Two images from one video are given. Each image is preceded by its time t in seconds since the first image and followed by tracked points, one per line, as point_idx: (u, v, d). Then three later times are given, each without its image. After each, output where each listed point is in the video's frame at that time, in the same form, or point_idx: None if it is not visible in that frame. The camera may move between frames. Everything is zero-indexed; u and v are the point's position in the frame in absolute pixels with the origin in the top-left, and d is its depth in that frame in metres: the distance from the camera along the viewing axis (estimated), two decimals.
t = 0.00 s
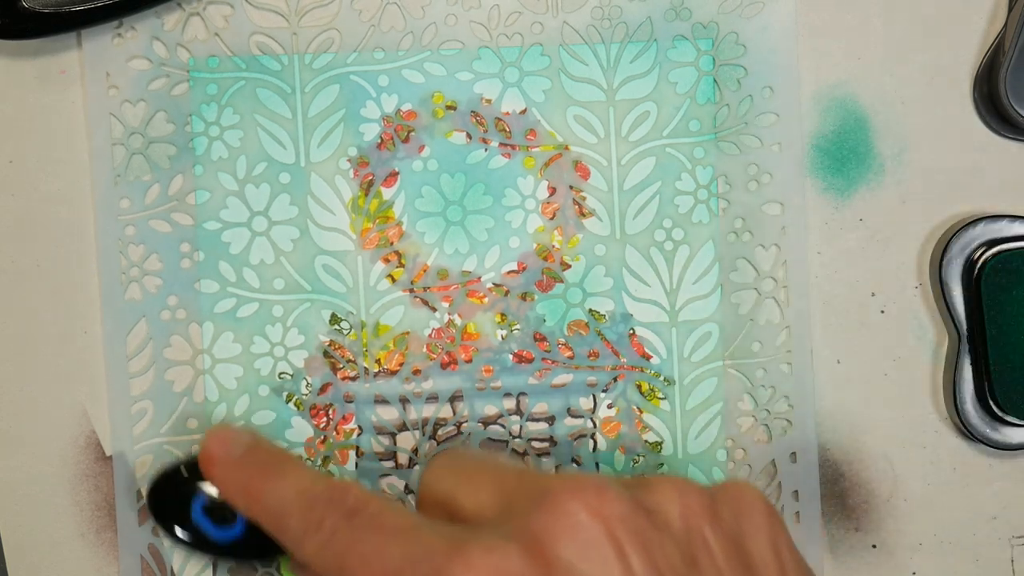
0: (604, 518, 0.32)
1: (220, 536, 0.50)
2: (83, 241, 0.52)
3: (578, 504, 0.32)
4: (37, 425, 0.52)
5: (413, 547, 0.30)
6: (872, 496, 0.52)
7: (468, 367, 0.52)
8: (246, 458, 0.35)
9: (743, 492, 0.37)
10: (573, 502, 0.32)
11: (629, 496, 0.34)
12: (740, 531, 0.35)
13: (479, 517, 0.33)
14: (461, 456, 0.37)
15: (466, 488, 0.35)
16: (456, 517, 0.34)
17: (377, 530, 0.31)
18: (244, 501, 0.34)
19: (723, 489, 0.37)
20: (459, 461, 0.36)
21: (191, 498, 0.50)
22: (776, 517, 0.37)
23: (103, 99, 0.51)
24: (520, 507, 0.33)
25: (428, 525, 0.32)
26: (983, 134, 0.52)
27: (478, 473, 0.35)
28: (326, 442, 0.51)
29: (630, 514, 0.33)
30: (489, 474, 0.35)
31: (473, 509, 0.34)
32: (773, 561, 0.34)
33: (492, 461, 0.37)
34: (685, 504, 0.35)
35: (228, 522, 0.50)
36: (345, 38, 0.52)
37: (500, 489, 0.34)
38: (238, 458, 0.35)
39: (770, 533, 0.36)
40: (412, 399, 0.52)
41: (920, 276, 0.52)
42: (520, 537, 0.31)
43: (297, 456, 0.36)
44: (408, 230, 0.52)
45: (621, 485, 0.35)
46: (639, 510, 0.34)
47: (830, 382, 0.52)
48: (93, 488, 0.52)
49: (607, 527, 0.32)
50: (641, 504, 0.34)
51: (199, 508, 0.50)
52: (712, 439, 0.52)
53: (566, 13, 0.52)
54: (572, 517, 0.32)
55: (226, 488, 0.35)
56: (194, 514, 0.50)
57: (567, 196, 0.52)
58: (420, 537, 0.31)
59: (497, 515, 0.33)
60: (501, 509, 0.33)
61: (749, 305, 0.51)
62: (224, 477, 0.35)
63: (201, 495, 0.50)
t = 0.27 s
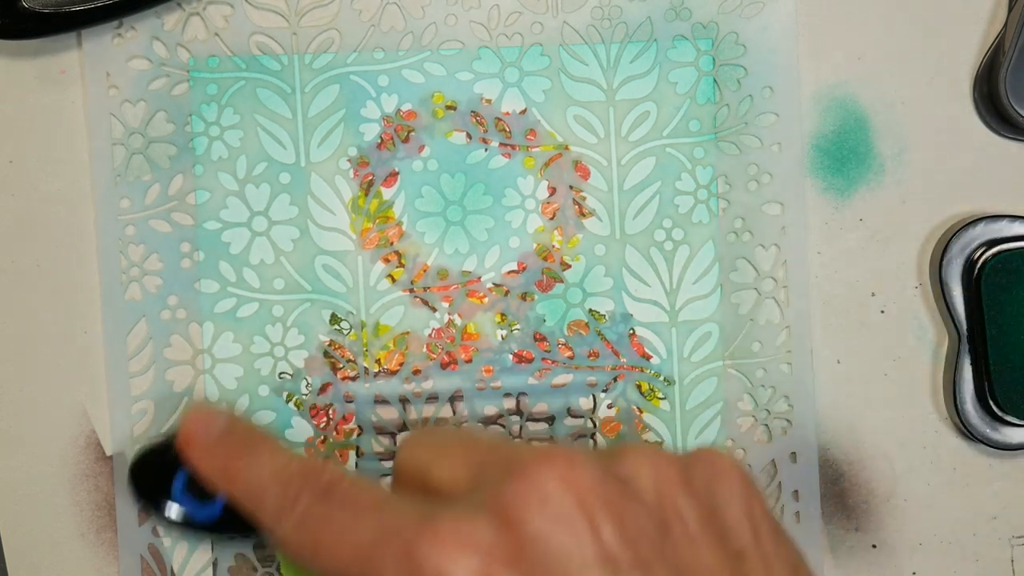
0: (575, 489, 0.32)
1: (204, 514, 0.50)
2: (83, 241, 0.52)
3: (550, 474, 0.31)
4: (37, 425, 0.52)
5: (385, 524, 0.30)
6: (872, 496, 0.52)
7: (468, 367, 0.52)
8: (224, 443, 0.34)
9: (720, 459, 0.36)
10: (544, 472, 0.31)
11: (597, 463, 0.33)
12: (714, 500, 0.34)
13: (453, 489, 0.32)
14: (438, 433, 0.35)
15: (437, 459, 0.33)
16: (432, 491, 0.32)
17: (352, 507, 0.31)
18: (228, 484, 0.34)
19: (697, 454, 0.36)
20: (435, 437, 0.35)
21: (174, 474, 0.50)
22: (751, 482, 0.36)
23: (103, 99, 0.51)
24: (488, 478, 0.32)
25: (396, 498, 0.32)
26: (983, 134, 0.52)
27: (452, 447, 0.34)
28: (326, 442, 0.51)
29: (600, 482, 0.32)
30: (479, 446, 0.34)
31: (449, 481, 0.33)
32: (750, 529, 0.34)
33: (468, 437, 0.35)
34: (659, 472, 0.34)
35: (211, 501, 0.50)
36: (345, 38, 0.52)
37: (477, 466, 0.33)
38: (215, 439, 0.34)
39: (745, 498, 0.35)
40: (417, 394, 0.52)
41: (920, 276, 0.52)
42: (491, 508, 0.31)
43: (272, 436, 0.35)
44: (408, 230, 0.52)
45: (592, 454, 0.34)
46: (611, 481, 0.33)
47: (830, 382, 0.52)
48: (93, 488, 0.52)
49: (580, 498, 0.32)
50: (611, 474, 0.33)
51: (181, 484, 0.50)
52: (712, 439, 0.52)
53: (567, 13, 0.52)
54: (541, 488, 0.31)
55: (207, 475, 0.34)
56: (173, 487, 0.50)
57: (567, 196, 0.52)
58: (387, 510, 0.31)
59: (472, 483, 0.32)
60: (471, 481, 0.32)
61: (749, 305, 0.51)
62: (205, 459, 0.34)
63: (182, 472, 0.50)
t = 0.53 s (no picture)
0: (549, 504, 0.30)
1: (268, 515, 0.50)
2: (84, 241, 0.52)
3: (519, 489, 0.30)
4: (38, 425, 0.52)
5: (364, 546, 0.29)
6: (872, 496, 0.52)
7: (468, 366, 0.52)
8: (210, 463, 0.36)
9: (693, 470, 0.35)
10: (516, 489, 0.30)
11: (577, 482, 0.32)
12: (695, 509, 0.33)
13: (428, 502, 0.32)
14: (421, 449, 0.35)
15: (421, 478, 0.33)
16: (412, 509, 0.33)
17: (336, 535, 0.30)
18: (207, 509, 0.35)
19: (674, 466, 0.35)
20: (417, 453, 0.35)
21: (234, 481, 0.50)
22: (731, 488, 0.35)
23: (103, 99, 0.51)
24: (465, 499, 0.31)
25: (379, 524, 0.30)
26: (983, 134, 0.52)
27: (443, 463, 0.34)
28: (326, 442, 0.52)
29: (575, 497, 0.31)
30: (456, 470, 0.33)
31: (427, 497, 0.33)
32: (728, 536, 0.33)
33: (458, 454, 0.35)
34: (635, 484, 0.33)
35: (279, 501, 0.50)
36: (345, 38, 0.52)
37: (452, 482, 0.33)
38: (197, 466, 0.36)
39: (726, 508, 0.34)
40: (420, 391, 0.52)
41: (920, 276, 0.52)
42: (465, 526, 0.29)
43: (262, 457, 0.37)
44: (408, 230, 0.52)
45: (565, 467, 0.33)
46: (587, 493, 0.31)
47: (830, 382, 0.52)
48: (93, 488, 0.52)
49: (552, 513, 0.30)
50: (586, 487, 0.32)
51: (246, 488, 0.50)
52: (712, 439, 0.52)
53: (566, 13, 0.52)
54: (516, 505, 0.30)
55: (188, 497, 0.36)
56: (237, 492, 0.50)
57: (567, 196, 0.52)
58: (367, 534, 0.30)
59: (448, 501, 0.32)
60: (450, 498, 0.32)
61: (749, 305, 0.51)
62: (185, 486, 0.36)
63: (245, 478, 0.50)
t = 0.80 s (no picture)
0: (603, 515, 0.31)
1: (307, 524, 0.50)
2: (84, 241, 0.52)
3: (573, 498, 0.31)
4: (38, 425, 0.52)
5: (418, 552, 0.30)
6: (872, 496, 0.52)
7: (468, 366, 0.52)
8: (249, 467, 0.37)
9: (739, 479, 0.35)
10: (569, 496, 0.31)
11: (627, 491, 0.32)
12: (740, 519, 0.33)
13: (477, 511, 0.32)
14: (456, 450, 0.35)
15: (462, 477, 0.33)
16: (456, 510, 0.32)
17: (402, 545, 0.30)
18: (247, 510, 0.36)
19: (720, 477, 0.35)
20: (453, 455, 0.34)
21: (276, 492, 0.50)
22: (775, 503, 0.35)
23: (103, 99, 0.51)
24: (514, 506, 0.31)
25: (423, 527, 0.31)
26: (983, 134, 0.52)
27: (475, 466, 0.33)
28: (326, 442, 0.51)
29: (628, 508, 0.31)
30: (506, 472, 0.33)
31: (473, 501, 0.32)
32: (774, 551, 0.32)
33: (491, 454, 0.35)
34: (682, 495, 0.33)
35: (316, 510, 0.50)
36: (345, 38, 0.52)
37: (501, 488, 0.32)
38: (234, 471, 0.37)
39: (769, 520, 0.33)
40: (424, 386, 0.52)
41: (920, 276, 0.52)
42: (521, 535, 0.30)
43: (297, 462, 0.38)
44: (408, 230, 0.52)
45: (615, 477, 0.33)
46: (635, 502, 0.32)
47: (830, 382, 0.52)
48: (93, 488, 0.52)
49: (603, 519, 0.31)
50: (637, 497, 0.32)
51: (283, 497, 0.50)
52: (712, 439, 0.52)
53: (566, 13, 0.52)
54: (568, 510, 0.30)
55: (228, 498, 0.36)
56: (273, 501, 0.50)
57: (567, 196, 0.52)
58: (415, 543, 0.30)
59: (492, 516, 0.31)
60: (499, 502, 0.32)
61: (749, 305, 0.51)
62: (225, 487, 0.37)
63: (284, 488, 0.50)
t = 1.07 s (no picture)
0: (662, 550, 0.35)
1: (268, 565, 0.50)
2: (84, 241, 0.52)
3: (635, 535, 0.35)
4: (38, 425, 0.52)
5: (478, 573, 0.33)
6: (872, 496, 0.52)
7: (468, 366, 0.52)
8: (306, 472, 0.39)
9: (791, 513, 0.38)
10: (629, 534, 0.35)
11: (688, 532, 0.36)
12: (798, 557, 0.36)
13: (536, 550, 0.36)
14: (508, 485, 0.39)
15: (520, 520, 0.37)
16: (515, 551, 0.36)
17: None
18: (303, 543, 0.37)
19: (778, 511, 0.38)
20: (508, 490, 0.39)
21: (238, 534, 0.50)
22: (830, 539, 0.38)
23: (103, 99, 0.51)
24: (576, 542, 0.35)
25: (486, 565, 0.34)
26: (983, 134, 0.52)
27: (533, 502, 0.38)
28: (326, 442, 0.51)
29: (684, 545, 0.35)
30: (562, 510, 0.37)
31: (532, 544, 0.36)
32: None
33: (543, 488, 0.39)
34: (742, 532, 0.36)
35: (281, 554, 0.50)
36: (346, 38, 0.52)
37: (555, 523, 0.37)
38: (286, 503, 0.38)
39: (824, 557, 0.37)
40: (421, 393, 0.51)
41: (920, 277, 0.52)
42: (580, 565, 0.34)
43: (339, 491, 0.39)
44: (408, 230, 0.52)
45: (676, 514, 0.37)
46: (697, 541, 0.35)
47: (830, 382, 0.52)
48: (93, 489, 0.52)
49: (666, 558, 0.34)
50: (700, 536, 0.36)
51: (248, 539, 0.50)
52: (711, 439, 0.52)
53: (567, 13, 0.52)
54: (627, 546, 0.34)
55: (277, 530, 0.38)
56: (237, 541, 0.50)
57: (567, 196, 0.52)
58: None
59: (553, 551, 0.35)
60: (557, 544, 0.36)
61: (748, 305, 0.51)
62: (275, 519, 0.38)
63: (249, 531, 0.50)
